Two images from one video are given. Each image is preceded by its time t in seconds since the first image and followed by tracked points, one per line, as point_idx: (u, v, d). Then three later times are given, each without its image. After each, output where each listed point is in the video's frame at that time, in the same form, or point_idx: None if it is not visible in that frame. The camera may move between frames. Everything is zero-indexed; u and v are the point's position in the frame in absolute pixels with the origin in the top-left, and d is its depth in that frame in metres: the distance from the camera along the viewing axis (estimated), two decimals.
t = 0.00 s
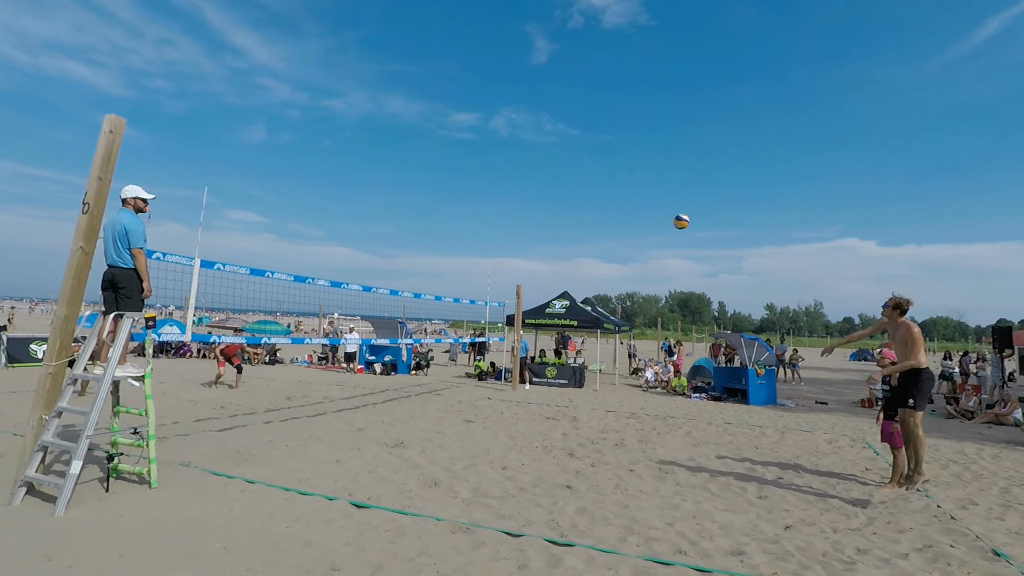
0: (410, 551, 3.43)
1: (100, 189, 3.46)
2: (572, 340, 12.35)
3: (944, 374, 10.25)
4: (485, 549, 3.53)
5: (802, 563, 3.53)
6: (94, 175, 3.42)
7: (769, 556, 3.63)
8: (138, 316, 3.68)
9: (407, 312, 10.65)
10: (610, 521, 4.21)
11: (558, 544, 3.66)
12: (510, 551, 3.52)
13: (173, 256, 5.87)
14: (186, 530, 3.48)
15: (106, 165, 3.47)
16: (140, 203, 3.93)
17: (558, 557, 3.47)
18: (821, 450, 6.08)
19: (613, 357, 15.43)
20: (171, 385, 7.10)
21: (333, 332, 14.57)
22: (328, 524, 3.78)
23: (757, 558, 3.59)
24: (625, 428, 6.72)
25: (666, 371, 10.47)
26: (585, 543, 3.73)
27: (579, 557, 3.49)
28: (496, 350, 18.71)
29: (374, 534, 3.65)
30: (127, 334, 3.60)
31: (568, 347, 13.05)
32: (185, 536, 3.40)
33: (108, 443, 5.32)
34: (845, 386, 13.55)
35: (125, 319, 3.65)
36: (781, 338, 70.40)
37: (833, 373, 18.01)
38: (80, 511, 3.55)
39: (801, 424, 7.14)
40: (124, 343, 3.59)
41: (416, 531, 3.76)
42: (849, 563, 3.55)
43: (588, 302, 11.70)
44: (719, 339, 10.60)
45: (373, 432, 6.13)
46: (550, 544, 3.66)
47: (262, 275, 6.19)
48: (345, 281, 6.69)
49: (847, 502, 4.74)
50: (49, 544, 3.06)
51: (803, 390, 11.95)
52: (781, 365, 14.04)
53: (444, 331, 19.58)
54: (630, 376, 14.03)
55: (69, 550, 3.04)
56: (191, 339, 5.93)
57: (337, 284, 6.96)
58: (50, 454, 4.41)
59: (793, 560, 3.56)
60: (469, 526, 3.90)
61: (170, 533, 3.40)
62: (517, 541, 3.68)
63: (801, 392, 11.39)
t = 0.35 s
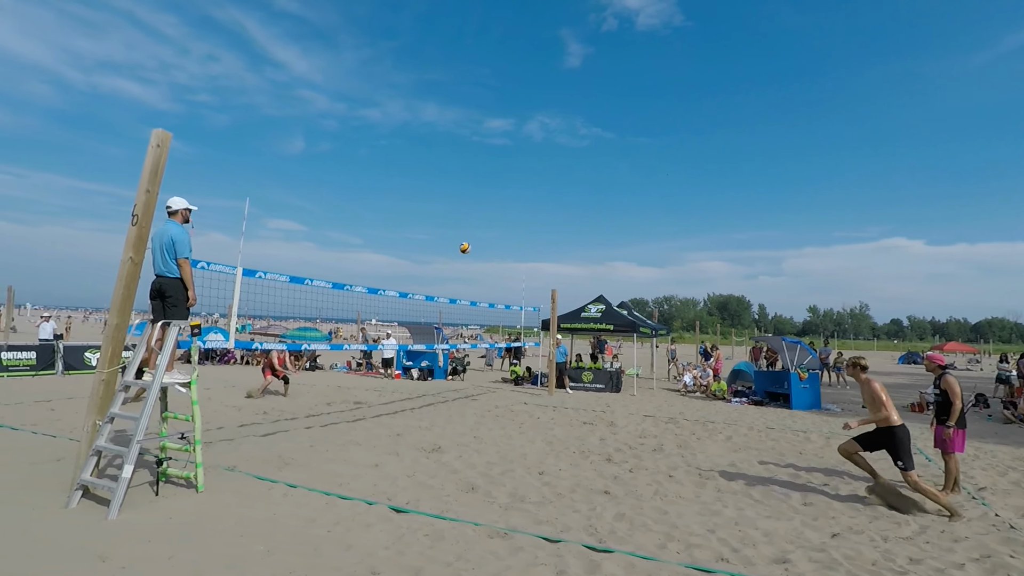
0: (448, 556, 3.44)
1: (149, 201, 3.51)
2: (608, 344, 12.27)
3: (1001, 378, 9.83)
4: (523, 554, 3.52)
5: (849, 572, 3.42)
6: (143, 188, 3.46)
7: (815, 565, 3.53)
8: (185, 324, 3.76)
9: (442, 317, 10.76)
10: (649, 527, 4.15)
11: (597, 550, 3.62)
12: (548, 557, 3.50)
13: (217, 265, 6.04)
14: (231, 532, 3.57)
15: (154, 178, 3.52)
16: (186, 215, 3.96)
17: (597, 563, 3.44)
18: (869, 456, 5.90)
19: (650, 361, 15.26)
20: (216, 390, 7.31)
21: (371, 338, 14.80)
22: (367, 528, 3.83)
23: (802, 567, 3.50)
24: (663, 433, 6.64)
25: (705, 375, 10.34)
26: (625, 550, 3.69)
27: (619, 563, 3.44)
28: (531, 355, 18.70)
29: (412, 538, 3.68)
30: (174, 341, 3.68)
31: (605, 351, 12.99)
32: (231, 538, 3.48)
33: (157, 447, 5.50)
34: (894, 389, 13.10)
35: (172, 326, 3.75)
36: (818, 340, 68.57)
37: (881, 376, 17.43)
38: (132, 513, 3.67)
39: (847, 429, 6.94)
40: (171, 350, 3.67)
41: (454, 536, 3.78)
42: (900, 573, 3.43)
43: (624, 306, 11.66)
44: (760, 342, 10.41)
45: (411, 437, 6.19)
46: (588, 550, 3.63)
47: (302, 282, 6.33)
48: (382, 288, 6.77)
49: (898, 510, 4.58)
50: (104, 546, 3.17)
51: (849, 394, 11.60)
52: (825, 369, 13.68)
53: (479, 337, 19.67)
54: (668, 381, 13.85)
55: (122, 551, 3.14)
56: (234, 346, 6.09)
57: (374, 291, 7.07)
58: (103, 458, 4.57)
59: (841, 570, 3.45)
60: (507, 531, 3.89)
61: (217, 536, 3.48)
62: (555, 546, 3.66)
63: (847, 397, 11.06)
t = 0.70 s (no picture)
0: (473, 560, 3.45)
1: (180, 209, 3.58)
2: (633, 348, 12.20)
3: None
4: (547, 559, 3.51)
5: None
6: (174, 196, 3.53)
7: (846, 573, 3.46)
8: (214, 328, 3.83)
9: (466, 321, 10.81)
10: (675, 533, 4.11)
11: (622, 555, 3.60)
12: (573, 562, 3.49)
13: (245, 270, 6.14)
14: (260, 534, 3.62)
15: (185, 185, 3.59)
16: (215, 221, 4.02)
17: (622, 568, 3.41)
18: (902, 463, 5.76)
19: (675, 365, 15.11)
20: (245, 394, 7.44)
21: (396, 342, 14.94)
22: (394, 530, 3.86)
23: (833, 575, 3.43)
24: (689, 438, 6.57)
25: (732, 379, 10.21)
26: (650, 556, 3.66)
27: (644, 569, 3.41)
28: (555, 359, 18.67)
29: (438, 542, 3.70)
30: (205, 346, 3.74)
31: (630, 356, 12.91)
32: (261, 539, 3.54)
33: (188, 450, 5.61)
34: (930, 395, 12.73)
35: (202, 331, 3.82)
36: (845, 343, 67.17)
37: (916, 381, 16.93)
38: (165, 514, 3.75)
39: (880, 435, 6.79)
40: (202, 354, 3.74)
41: (479, 539, 3.79)
42: None
43: (649, 310, 11.60)
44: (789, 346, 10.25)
45: (436, 441, 6.22)
46: (613, 555, 3.61)
47: (327, 287, 6.41)
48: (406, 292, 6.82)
49: (933, 518, 4.47)
50: (139, 546, 3.25)
51: (882, 399, 11.32)
52: (856, 373, 13.37)
53: (503, 340, 19.69)
54: (693, 385, 13.71)
55: (155, 551, 3.21)
56: (263, 350, 6.19)
57: (398, 295, 7.13)
58: (136, 460, 4.68)
59: None
60: (532, 535, 3.89)
61: (247, 537, 3.55)
62: (580, 551, 3.65)
63: (879, 402, 10.81)
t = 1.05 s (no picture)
0: (473, 564, 3.44)
1: (179, 211, 3.58)
2: (631, 352, 12.21)
3: None
4: (547, 563, 3.50)
5: None
6: (173, 198, 3.53)
7: None
8: (213, 330, 3.83)
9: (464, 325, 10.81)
10: (674, 537, 4.10)
11: (621, 560, 3.59)
12: (572, 566, 3.48)
13: (244, 273, 6.13)
14: (258, 538, 3.61)
15: (184, 188, 3.58)
16: (214, 223, 4.02)
17: (621, 572, 3.41)
18: (901, 467, 5.77)
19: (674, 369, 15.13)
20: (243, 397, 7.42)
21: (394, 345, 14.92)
22: (393, 534, 3.85)
23: None
24: (688, 442, 6.57)
25: (730, 384, 10.22)
26: (650, 560, 3.65)
27: (644, 573, 3.40)
28: (553, 362, 18.66)
29: (437, 546, 3.69)
30: (203, 349, 3.72)
31: (628, 360, 12.92)
32: (259, 543, 3.52)
33: (186, 453, 5.59)
34: (927, 399, 12.76)
35: (200, 333, 3.81)
36: (843, 347, 67.26)
37: (913, 386, 16.96)
38: (163, 518, 3.73)
39: (878, 439, 6.81)
40: (200, 357, 3.73)
41: (479, 543, 3.77)
42: None
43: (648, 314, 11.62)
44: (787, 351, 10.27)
45: (435, 445, 6.20)
46: (613, 559, 3.60)
47: (326, 290, 6.40)
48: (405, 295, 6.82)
49: (932, 522, 4.47)
50: (136, 550, 3.23)
51: (880, 404, 11.34)
52: (854, 378, 13.39)
53: (501, 344, 19.69)
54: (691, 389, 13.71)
55: (153, 556, 3.19)
56: (261, 353, 6.17)
57: (397, 298, 7.12)
58: (134, 464, 4.66)
59: None
60: (531, 539, 3.88)
61: (245, 541, 3.53)
62: (579, 555, 3.64)
63: (878, 406, 10.83)
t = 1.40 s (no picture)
0: (461, 567, 3.43)
1: (166, 210, 3.54)
2: (620, 355, 12.26)
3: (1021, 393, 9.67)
4: (534, 566, 3.50)
5: None
6: (161, 197, 3.50)
7: None
8: (200, 331, 3.80)
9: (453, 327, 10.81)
10: (662, 540, 4.12)
11: (609, 562, 3.60)
12: (560, 569, 3.48)
13: (232, 273, 6.09)
14: (245, 541, 3.57)
15: (171, 187, 3.55)
16: (203, 223, 4.00)
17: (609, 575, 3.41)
18: (885, 471, 5.83)
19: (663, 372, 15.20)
20: (229, 399, 7.35)
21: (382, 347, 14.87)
22: (380, 538, 3.82)
23: None
24: (676, 445, 6.61)
25: (717, 387, 10.29)
26: (637, 562, 3.66)
27: None
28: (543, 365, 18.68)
29: (425, 549, 3.67)
30: (189, 350, 3.69)
31: (617, 362, 12.97)
32: (244, 546, 3.49)
33: (171, 455, 5.53)
34: (911, 404, 12.92)
35: (187, 334, 3.78)
36: (830, 352, 67.89)
37: (898, 390, 17.16)
38: (147, 521, 3.68)
39: (863, 442, 6.88)
40: (186, 359, 3.69)
41: (467, 547, 3.76)
42: None
43: (637, 317, 11.67)
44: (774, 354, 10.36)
45: (423, 447, 6.19)
46: (600, 562, 3.61)
47: (315, 290, 6.37)
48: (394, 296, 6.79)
49: (915, 525, 4.53)
50: (120, 554, 3.18)
51: (865, 408, 11.46)
52: (840, 382, 13.53)
53: (491, 347, 19.66)
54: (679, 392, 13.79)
55: (137, 559, 3.15)
56: (248, 354, 6.12)
57: (386, 299, 7.10)
58: (118, 465, 4.60)
59: None
60: (519, 542, 3.87)
61: (231, 544, 3.49)
62: (567, 558, 3.64)
63: (863, 410, 10.96)
